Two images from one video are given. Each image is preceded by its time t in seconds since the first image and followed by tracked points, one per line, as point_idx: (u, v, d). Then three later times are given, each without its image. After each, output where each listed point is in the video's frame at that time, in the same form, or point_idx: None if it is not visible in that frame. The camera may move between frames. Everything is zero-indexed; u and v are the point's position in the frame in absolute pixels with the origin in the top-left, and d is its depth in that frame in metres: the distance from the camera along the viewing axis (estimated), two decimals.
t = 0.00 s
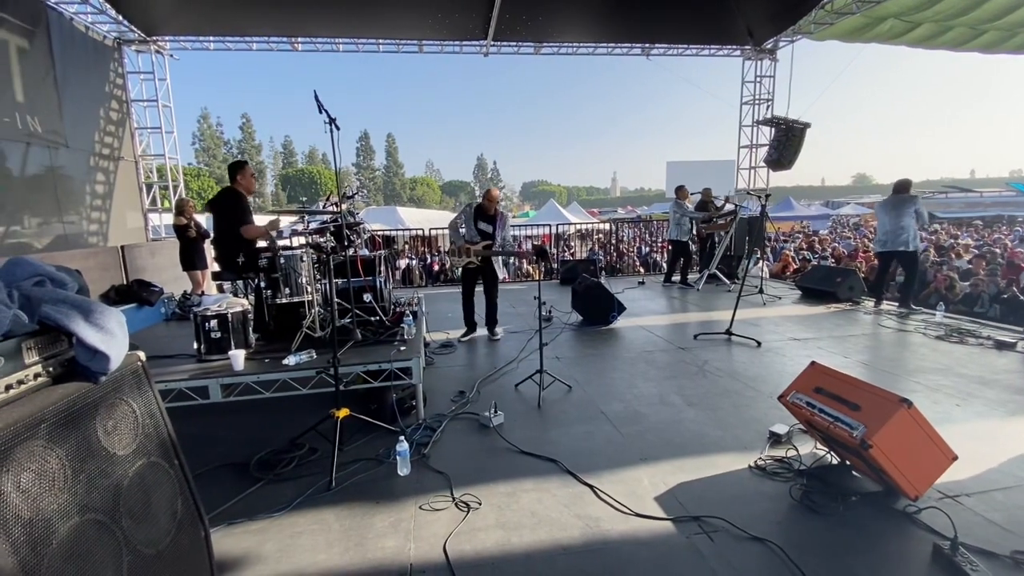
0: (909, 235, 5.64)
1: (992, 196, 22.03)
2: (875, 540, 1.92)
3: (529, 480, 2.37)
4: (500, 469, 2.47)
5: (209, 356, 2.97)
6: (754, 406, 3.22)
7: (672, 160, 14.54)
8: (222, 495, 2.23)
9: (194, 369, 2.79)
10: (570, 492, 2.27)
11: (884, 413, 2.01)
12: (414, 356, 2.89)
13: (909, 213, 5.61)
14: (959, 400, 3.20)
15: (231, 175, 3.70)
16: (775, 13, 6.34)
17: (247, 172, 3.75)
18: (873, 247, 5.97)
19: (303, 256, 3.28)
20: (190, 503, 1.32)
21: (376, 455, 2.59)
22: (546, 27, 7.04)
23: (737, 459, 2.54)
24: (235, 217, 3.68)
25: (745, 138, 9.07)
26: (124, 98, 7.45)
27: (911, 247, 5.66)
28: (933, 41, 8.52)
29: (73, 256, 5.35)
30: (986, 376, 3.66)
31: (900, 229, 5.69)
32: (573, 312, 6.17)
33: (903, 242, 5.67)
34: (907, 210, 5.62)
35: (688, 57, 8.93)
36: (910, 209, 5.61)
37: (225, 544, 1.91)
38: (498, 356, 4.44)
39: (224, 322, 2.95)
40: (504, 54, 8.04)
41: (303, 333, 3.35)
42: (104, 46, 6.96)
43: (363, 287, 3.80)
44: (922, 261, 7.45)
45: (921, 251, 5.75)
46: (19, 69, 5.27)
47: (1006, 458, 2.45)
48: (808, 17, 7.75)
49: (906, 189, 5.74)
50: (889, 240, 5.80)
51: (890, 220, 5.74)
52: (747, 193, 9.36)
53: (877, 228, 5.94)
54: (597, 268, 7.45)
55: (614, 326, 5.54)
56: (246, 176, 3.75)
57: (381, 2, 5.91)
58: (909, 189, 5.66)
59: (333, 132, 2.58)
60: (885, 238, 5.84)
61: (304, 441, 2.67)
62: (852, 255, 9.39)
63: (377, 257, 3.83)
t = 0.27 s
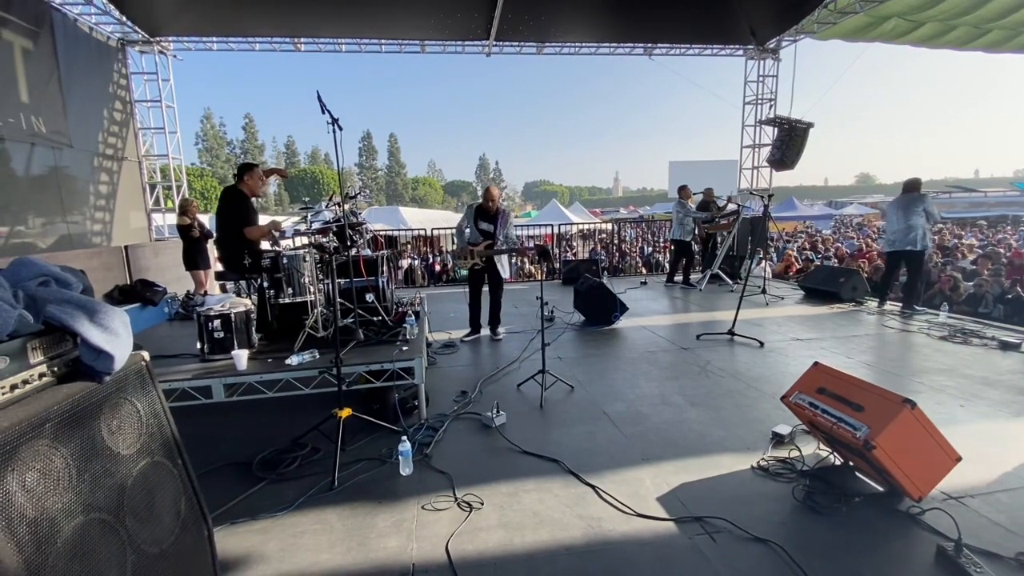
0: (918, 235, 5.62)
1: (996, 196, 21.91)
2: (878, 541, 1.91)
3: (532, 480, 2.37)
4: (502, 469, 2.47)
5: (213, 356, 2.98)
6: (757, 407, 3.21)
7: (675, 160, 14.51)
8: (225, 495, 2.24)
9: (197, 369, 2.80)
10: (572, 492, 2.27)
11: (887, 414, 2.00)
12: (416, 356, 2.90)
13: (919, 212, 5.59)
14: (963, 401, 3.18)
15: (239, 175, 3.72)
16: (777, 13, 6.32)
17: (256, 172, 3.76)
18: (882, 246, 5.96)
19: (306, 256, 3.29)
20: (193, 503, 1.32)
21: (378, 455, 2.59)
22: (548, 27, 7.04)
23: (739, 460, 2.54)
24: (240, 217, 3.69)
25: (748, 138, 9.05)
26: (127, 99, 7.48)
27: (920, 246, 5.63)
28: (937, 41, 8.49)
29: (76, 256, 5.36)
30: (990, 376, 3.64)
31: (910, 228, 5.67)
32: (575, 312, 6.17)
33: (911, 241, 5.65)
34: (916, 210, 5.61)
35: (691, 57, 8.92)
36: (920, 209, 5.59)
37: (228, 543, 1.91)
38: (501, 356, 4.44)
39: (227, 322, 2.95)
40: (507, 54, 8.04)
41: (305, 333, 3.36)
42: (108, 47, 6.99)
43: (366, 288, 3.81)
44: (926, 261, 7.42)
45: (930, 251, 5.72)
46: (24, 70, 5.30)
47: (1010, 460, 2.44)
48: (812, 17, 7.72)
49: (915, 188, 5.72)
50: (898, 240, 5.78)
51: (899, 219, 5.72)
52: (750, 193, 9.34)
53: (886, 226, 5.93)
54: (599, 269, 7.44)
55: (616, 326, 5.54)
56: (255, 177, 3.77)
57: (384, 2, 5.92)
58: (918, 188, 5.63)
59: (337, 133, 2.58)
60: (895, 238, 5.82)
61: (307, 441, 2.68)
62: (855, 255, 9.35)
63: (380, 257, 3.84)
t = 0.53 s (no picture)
0: (919, 237, 5.60)
1: (996, 196, 21.90)
2: (879, 541, 1.91)
3: (531, 480, 2.36)
4: (503, 469, 2.47)
5: (212, 356, 2.98)
6: (756, 407, 3.21)
7: (675, 160, 14.53)
8: (224, 495, 2.24)
9: (197, 369, 2.80)
10: (572, 492, 2.26)
11: (887, 413, 2.00)
12: (416, 356, 2.89)
13: (920, 214, 5.60)
14: (963, 401, 3.18)
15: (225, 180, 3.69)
16: (777, 13, 6.32)
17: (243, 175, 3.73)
18: (884, 247, 5.96)
19: (305, 257, 3.29)
20: (192, 503, 1.32)
21: (378, 455, 2.59)
22: (548, 28, 7.04)
23: (739, 459, 2.54)
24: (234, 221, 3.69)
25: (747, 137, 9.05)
26: (127, 99, 7.48)
27: (920, 249, 5.61)
28: (937, 40, 8.49)
29: (76, 257, 5.36)
30: (990, 376, 3.64)
31: (910, 231, 5.65)
32: (575, 312, 6.16)
33: (911, 244, 5.64)
34: (917, 212, 5.61)
35: (691, 57, 8.92)
36: (921, 211, 5.59)
37: (227, 543, 1.91)
38: (500, 356, 4.44)
39: (226, 322, 2.95)
40: (507, 54, 8.04)
41: (305, 333, 3.36)
42: (108, 47, 6.98)
43: (365, 287, 3.80)
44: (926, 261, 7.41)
45: (933, 254, 5.68)
46: (24, 70, 5.30)
47: (1010, 459, 2.44)
48: (812, 16, 7.72)
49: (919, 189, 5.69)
50: (899, 242, 5.78)
51: (900, 221, 5.74)
52: (750, 193, 9.34)
53: (888, 228, 5.94)
54: (599, 268, 7.44)
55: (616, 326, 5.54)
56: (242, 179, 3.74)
57: (383, 2, 5.92)
58: (921, 190, 5.63)
59: (336, 132, 2.57)
60: (896, 240, 5.83)
61: (305, 442, 2.68)
62: (855, 254, 9.35)
63: (380, 258, 3.83)
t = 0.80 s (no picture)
0: (911, 237, 5.64)
1: (993, 195, 21.94)
2: (877, 541, 1.91)
3: (529, 480, 2.36)
4: (501, 470, 2.47)
5: (210, 356, 2.97)
6: (754, 406, 3.22)
7: (674, 159, 14.55)
8: (222, 497, 2.23)
9: (194, 369, 2.79)
10: (570, 492, 2.26)
11: (884, 412, 2.00)
12: (414, 356, 2.89)
13: (913, 211, 5.59)
14: (961, 400, 3.19)
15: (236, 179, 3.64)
16: (775, 12, 6.32)
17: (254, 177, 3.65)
18: (876, 244, 5.99)
19: (303, 258, 3.29)
20: (189, 504, 1.32)
21: (376, 456, 2.59)
22: (546, 27, 7.03)
23: (738, 459, 2.54)
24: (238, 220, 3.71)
25: (746, 137, 9.05)
26: (124, 99, 7.46)
27: (911, 249, 5.66)
28: (934, 40, 8.50)
29: (73, 258, 5.35)
30: (987, 375, 3.65)
31: (902, 230, 5.69)
32: (573, 312, 6.16)
33: (903, 243, 5.68)
34: (911, 209, 5.60)
35: (689, 57, 8.92)
36: (916, 209, 5.58)
37: (224, 544, 1.91)
38: (499, 356, 4.44)
39: (224, 322, 2.95)
40: (504, 54, 8.03)
41: (303, 333, 3.35)
42: (105, 48, 6.96)
43: (363, 288, 3.80)
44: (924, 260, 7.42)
45: (925, 254, 5.72)
46: (21, 71, 5.29)
47: (1007, 458, 2.44)
48: (809, 16, 7.73)
49: (916, 187, 5.68)
50: (890, 240, 5.83)
51: (893, 219, 5.75)
52: (748, 193, 9.35)
53: (881, 225, 5.95)
54: (598, 268, 7.44)
55: (614, 326, 5.54)
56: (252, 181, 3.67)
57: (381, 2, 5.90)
58: (918, 189, 5.63)
59: (333, 132, 2.57)
60: (887, 237, 5.87)
61: (303, 442, 2.67)
62: (853, 254, 9.36)
63: (378, 258, 3.83)
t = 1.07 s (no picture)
0: (905, 239, 5.64)
1: (989, 195, 22.03)
2: (873, 540, 1.92)
3: (526, 481, 2.36)
4: (498, 470, 2.46)
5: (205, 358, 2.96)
6: (751, 406, 3.22)
7: (671, 159, 14.57)
8: (217, 498, 2.22)
9: (190, 371, 2.78)
10: (567, 493, 2.26)
11: (880, 411, 2.00)
12: (411, 357, 2.88)
13: (906, 214, 5.60)
14: (957, 399, 3.20)
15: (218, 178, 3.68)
16: (772, 12, 6.34)
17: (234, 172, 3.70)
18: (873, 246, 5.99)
19: (299, 258, 3.28)
20: (183, 506, 1.31)
21: (373, 457, 2.58)
22: (543, 27, 7.03)
23: (735, 459, 2.54)
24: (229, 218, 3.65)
25: (743, 137, 9.07)
26: (120, 100, 7.43)
27: (907, 251, 5.67)
28: (930, 40, 8.53)
29: (69, 259, 5.33)
30: (983, 374, 3.66)
31: (897, 232, 5.69)
32: (571, 312, 6.16)
33: (899, 246, 5.69)
34: (905, 212, 5.61)
35: (686, 57, 8.93)
36: (909, 212, 5.59)
37: (220, 546, 1.90)
38: (496, 356, 4.43)
39: (220, 323, 2.93)
40: (501, 54, 8.03)
41: (299, 334, 3.34)
42: (100, 48, 6.93)
43: (360, 289, 3.79)
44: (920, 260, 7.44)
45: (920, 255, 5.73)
46: (16, 71, 5.26)
47: (1002, 457, 2.45)
48: (805, 16, 7.76)
49: (906, 188, 5.71)
50: (886, 241, 5.83)
51: (888, 221, 5.75)
52: (745, 192, 9.37)
53: (876, 226, 5.94)
54: (595, 268, 7.44)
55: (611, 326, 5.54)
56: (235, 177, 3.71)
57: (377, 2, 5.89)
58: (909, 189, 5.63)
59: (329, 132, 2.56)
60: (882, 238, 5.88)
61: (300, 444, 2.66)
62: (850, 254, 9.38)
63: (374, 259, 3.82)
